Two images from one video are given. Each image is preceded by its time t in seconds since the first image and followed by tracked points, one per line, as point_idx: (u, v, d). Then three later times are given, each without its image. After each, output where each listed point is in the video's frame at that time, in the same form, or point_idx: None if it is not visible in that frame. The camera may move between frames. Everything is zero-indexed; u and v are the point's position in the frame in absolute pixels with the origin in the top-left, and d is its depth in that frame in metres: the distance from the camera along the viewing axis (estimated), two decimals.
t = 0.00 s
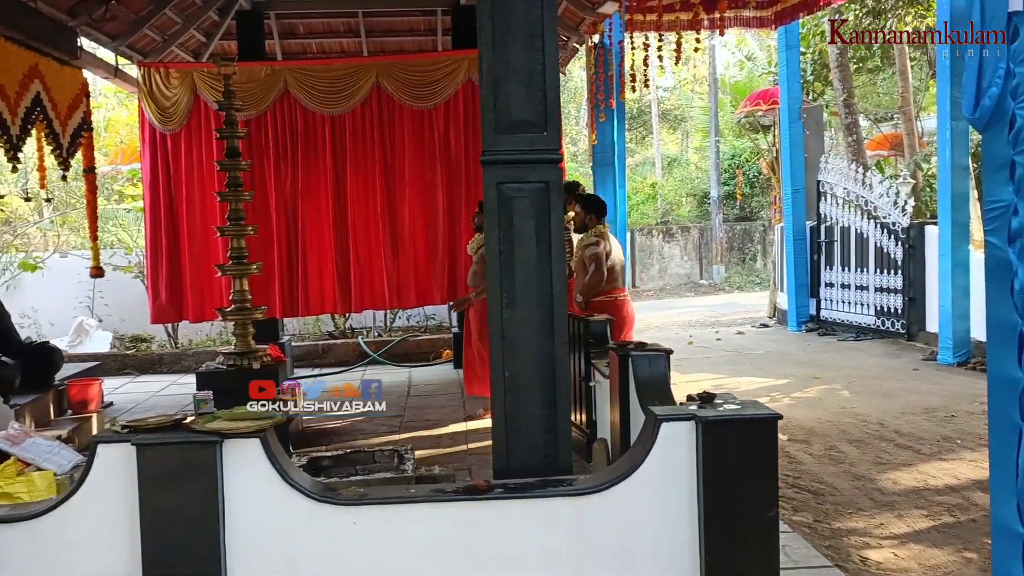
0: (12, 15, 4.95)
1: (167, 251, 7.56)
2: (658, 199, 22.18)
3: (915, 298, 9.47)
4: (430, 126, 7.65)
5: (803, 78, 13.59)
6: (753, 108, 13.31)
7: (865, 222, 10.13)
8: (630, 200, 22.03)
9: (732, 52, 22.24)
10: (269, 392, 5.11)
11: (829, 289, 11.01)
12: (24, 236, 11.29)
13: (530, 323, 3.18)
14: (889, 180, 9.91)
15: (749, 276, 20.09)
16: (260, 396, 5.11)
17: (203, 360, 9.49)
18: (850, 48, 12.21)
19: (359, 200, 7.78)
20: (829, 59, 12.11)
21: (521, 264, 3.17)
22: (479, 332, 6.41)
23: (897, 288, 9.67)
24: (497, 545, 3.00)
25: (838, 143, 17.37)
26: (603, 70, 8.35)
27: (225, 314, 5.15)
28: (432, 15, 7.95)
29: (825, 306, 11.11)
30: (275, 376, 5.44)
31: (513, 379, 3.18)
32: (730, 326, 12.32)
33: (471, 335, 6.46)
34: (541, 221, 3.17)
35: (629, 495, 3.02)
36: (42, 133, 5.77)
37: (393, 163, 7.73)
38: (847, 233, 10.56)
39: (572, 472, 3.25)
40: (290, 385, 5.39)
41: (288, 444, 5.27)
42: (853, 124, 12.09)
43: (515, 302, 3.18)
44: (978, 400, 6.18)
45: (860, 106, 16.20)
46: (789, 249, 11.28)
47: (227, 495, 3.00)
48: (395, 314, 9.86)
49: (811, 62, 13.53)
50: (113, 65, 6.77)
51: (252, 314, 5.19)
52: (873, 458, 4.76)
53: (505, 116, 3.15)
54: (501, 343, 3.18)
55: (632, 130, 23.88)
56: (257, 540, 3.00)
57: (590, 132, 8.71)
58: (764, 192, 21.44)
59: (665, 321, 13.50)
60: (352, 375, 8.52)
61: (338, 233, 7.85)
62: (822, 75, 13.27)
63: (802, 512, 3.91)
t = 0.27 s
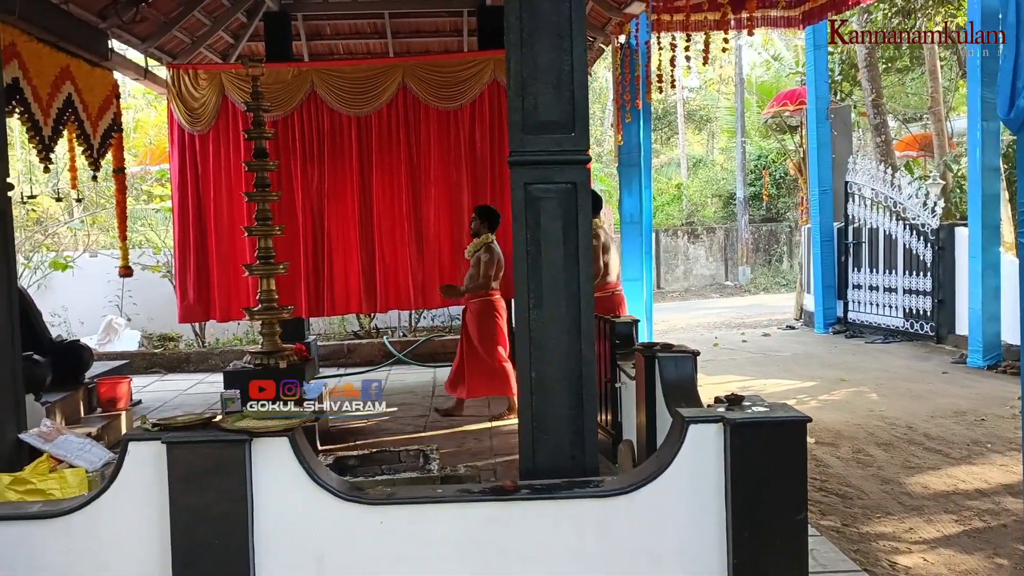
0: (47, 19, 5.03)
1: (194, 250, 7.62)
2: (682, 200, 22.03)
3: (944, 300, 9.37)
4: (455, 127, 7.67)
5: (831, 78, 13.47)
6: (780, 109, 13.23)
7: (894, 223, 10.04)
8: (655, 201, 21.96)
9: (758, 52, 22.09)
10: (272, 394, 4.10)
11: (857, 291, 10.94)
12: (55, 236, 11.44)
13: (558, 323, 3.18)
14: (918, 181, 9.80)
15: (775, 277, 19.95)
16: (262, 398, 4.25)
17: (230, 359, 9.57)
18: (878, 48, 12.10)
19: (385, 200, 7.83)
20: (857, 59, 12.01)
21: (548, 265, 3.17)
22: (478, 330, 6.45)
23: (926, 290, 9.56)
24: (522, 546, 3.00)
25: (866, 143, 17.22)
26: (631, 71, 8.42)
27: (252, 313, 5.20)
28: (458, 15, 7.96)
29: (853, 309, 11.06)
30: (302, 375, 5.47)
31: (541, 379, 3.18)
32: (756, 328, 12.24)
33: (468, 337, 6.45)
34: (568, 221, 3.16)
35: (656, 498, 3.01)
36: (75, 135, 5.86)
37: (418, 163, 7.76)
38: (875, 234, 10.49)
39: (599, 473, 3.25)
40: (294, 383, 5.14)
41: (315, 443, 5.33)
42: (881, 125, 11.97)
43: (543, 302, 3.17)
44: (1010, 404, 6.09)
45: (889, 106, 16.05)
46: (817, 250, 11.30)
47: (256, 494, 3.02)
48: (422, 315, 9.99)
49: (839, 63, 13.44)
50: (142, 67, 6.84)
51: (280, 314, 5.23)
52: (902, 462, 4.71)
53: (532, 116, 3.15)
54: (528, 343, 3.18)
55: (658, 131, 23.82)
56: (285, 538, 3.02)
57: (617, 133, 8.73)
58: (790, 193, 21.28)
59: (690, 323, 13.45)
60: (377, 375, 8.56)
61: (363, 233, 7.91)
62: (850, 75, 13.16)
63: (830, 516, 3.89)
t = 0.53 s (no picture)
0: (68, 21, 5.06)
1: (212, 251, 7.66)
2: (698, 201, 21.74)
3: (963, 302, 9.29)
4: (470, 127, 7.68)
5: (848, 78, 13.40)
6: (797, 109, 13.18)
7: (911, 224, 9.99)
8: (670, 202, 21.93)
9: (774, 52, 21.99)
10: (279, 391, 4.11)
11: (875, 292, 10.88)
12: (74, 236, 11.53)
13: (575, 324, 3.18)
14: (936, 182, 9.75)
15: (791, 279, 19.88)
16: (259, 397, 3.70)
17: (246, 359, 9.61)
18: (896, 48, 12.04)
19: (400, 201, 7.87)
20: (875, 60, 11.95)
21: (565, 265, 3.17)
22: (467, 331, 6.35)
23: (944, 292, 9.49)
24: (538, 548, 3.00)
25: (883, 144, 17.14)
26: (648, 72, 8.42)
27: (269, 314, 5.22)
28: (475, 15, 7.95)
29: (870, 310, 10.98)
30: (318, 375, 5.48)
31: (557, 381, 3.18)
32: (773, 330, 12.19)
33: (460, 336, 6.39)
34: (585, 222, 3.16)
35: (672, 500, 3.00)
36: (93, 136, 5.88)
37: (434, 164, 7.80)
38: (893, 235, 10.44)
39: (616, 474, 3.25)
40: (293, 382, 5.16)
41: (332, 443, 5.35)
42: (899, 125, 11.89)
43: (559, 303, 3.17)
44: None
45: (907, 107, 15.97)
46: (834, 252, 11.26)
47: (274, 494, 3.03)
48: (436, 316, 9.96)
49: (856, 63, 13.37)
50: (160, 68, 6.86)
51: (296, 314, 5.25)
52: (920, 465, 4.68)
53: (550, 116, 3.14)
54: (544, 344, 3.18)
55: (673, 132, 23.78)
56: (301, 539, 3.03)
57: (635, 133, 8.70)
58: (807, 194, 21.20)
59: (706, 324, 13.41)
60: (393, 375, 8.57)
61: (379, 234, 7.93)
62: (867, 75, 13.09)
63: (847, 519, 3.87)
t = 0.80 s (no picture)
0: (91, 24, 5.11)
1: (231, 250, 7.71)
2: (715, 201, 21.98)
3: (985, 304, 9.21)
4: (488, 128, 7.69)
5: (867, 78, 13.33)
6: (816, 110, 13.13)
7: (931, 224, 9.94)
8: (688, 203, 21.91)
9: (792, 52, 21.90)
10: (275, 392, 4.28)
11: (895, 294, 10.83)
12: (95, 236, 11.62)
13: (594, 324, 3.18)
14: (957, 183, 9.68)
15: (809, 280, 19.82)
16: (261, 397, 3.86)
17: (265, 358, 9.66)
18: (916, 48, 12.00)
19: (418, 201, 7.90)
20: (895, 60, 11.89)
21: (585, 266, 3.17)
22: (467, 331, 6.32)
23: (966, 295, 9.42)
24: (556, 548, 3.00)
25: (903, 145, 17.05)
26: (666, 70, 8.43)
27: (289, 314, 5.25)
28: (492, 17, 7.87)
29: (891, 312, 10.92)
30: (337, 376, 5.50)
31: (577, 382, 3.18)
32: (791, 331, 12.14)
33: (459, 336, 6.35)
34: (605, 222, 3.16)
35: (692, 502, 2.99)
36: (115, 136, 5.94)
37: (452, 165, 7.83)
38: (913, 236, 10.37)
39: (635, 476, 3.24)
40: (294, 382, 5.19)
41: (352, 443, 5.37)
42: (920, 125, 11.82)
43: (578, 304, 3.17)
44: None
45: (927, 107, 15.89)
46: (853, 253, 11.24)
47: (294, 494, 3.04)
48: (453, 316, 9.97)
49: (876, 63, 13.30)
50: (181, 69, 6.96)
51: (315, 314, 5.28)
52: (942, 468, 4.64)
53: (570, 117, 3.14)
54: (563, 346, 3.18)
55: (691, 132, 23.71)
56: (321, 538, 3.04)
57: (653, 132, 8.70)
58: (825, 195, 21.08)
59: (724, 325, 13.39)
60: (411, 375, 8.59)
61: (397, 234, 7.96)
62: (887, 75, 13.04)
63: (868, 522, 3.85)
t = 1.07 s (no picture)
0: (112, 27, 5.16)
1: (248, 251, 7.74)
2: (733, 202, 21.91)
3: (1004, 306, 9.16)
4: (502, 129, 7.72)
5: (886, 78, 13.25)
6: (833, 110, 13.07)
7: (950, 226, 9.90)
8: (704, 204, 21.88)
9: (809, 53, 21.80)
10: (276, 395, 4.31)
11: (913, 295, 10.77)
12: (113, 237, 11.72)
13: (612, 325, 3.17)
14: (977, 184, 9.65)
15: (826, 282, 19.74)
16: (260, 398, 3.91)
17: (281, 359, 9.71)
18: (936, 49, 11.93)
19: (434, 202, 7.94)
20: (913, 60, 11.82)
21: (602, 267, 3.16)
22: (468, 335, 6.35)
23: (985, 296, 9.38)
24: (569, 549, 3.00)
25: (923, 146, 16.94)
26: (683, 74, 8.41)
27: (305, 315, 5.28)
28: (509, 18, 7.97)
29: (908, 314, 10.86)
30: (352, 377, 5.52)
31: (594, 383, 3.18)
32: (807, 333, 12.08)
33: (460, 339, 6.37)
34: (622, 223, 3.16)
35: (707, 502, 2.99)
36: (133, 138, 5.99)
37: (467, 166, 7.85)
38: (932, 238, 10.32)
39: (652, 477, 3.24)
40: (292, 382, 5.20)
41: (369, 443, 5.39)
42: (939, 126, 11.74)
43: (595, 305, 3.17)
44: None
45: (947, 108, 15.81)
46: (870, 255, 11.06)
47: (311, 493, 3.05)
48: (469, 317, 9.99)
49: (895, 63, 13.22)
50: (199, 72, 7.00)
51: (331, 315, 5.31)
52: (961, 471, 4.61)
53: (587, 118, 3.14)
54: (581, 346, 3.18)
55: (707, 133, 23.66)
56: (336, 537, 3.05)
57: (668, 134, 8.70)
58: (843, 196, 20.98)
59: (740, 326, 13.36)
60: (426, 376, 8.61)
61: (413, 235, 8.00)
62: (905, 75, 12.96)
63: (886, 525, 3.84)
